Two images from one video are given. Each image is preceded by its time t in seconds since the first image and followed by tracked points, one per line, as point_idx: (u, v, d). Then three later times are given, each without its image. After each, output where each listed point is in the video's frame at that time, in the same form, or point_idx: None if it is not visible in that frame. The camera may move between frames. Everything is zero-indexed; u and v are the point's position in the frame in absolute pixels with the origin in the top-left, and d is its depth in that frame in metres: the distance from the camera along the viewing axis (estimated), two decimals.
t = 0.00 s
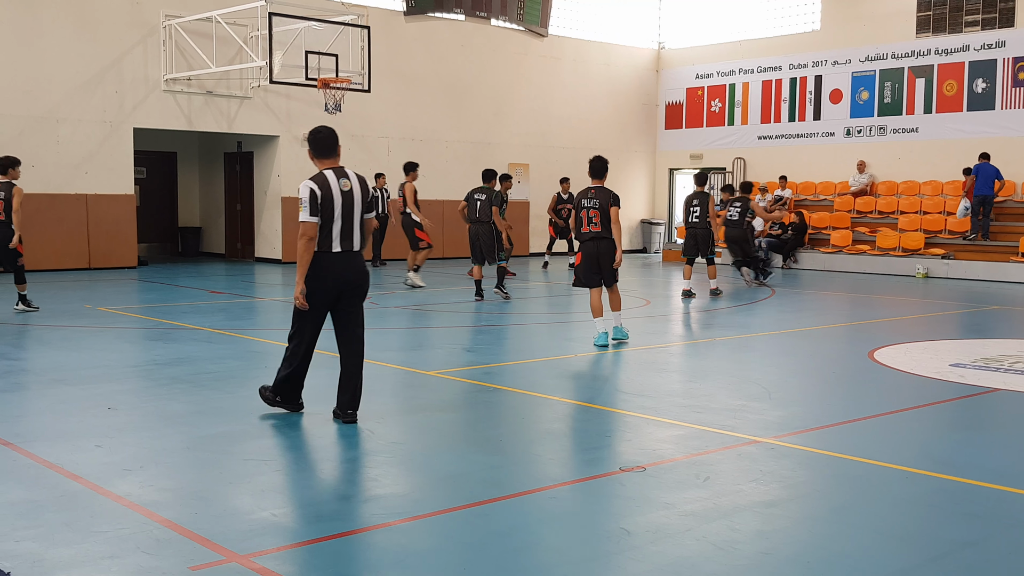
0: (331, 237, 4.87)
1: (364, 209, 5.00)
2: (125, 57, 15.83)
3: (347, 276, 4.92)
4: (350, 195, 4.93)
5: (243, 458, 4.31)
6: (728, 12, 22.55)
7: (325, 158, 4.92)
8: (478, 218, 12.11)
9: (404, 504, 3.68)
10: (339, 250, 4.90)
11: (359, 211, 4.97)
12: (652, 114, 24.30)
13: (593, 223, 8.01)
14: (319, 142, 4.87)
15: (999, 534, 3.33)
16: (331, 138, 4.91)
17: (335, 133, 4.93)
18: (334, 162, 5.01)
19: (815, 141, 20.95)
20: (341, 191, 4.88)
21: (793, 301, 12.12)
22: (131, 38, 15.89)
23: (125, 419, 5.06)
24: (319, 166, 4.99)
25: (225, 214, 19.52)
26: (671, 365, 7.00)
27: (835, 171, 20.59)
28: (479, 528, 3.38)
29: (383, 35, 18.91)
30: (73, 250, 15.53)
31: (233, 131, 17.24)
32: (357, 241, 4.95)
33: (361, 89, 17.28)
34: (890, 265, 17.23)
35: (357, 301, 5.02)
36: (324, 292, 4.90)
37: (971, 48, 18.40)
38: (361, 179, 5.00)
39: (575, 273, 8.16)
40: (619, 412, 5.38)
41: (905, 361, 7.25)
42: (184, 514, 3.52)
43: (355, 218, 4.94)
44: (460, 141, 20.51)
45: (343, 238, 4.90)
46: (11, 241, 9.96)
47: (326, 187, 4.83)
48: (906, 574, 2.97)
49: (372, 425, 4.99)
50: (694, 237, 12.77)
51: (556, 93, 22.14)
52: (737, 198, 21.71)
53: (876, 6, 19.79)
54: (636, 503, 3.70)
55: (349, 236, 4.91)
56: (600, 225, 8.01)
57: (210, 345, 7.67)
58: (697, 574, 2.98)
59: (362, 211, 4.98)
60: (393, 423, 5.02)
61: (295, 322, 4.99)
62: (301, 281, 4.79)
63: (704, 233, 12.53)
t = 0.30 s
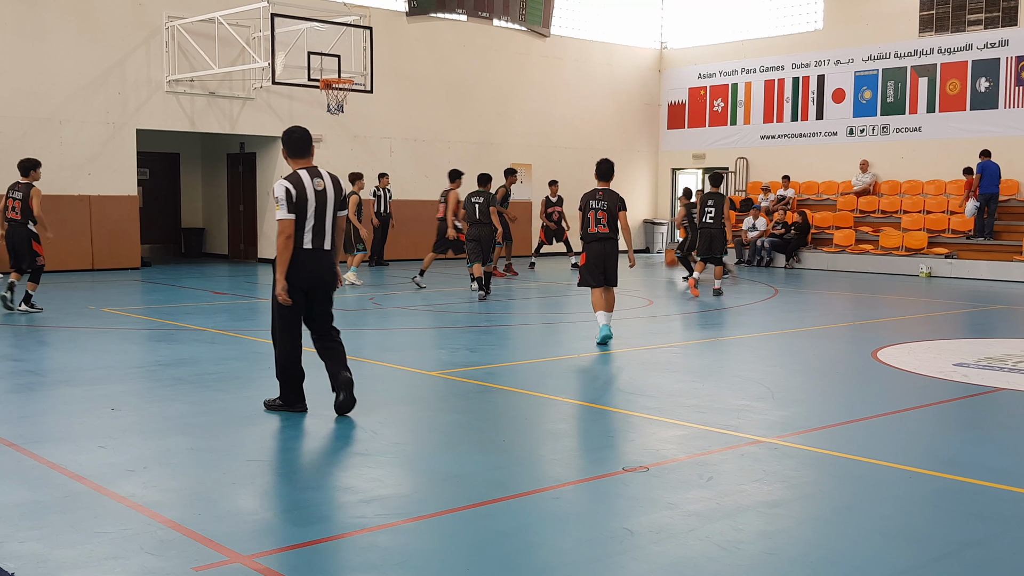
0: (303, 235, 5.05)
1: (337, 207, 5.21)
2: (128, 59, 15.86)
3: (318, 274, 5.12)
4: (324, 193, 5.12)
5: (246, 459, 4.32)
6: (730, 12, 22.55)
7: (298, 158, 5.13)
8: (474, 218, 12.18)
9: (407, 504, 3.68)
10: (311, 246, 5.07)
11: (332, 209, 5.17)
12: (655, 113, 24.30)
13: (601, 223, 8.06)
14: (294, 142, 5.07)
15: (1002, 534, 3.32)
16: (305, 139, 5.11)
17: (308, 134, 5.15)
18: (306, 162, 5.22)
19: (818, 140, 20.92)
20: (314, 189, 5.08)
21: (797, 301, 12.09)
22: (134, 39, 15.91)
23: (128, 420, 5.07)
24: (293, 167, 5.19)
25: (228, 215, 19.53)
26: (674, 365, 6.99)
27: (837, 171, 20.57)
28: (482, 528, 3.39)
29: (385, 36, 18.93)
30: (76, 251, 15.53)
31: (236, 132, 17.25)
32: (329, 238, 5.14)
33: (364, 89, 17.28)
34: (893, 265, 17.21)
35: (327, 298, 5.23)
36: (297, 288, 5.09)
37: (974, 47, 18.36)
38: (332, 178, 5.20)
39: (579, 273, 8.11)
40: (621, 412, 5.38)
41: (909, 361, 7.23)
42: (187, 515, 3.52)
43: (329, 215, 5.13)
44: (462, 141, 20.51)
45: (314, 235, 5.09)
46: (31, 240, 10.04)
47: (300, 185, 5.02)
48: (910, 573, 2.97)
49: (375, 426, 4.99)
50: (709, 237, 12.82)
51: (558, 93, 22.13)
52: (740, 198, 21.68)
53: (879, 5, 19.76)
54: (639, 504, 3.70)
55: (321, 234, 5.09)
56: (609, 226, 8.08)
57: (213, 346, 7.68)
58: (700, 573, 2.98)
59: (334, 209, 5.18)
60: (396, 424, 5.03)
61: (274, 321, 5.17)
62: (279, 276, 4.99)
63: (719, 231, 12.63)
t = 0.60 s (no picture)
0: (286, 234, 5.13)
1: (320, 207, 5.27)
2: (131, 60, 15.88)
3: (306, 271, 5.21)
4: (305, 193, 5.20)
5: (249, 460, 4.32)
6: (732, 12, 22.54)
7: (285, 157, 5.23)
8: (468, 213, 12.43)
9: (410, 504, 3.68)
10: (295, 245, 5.16)
11: (314, 209, 5.23)
12: (658, 113, 24.29)
13: (608, 222, 8.19)
14: (282, 142, 5.19)
15: (1006, 534, 3.31)
16: (293, 138, 5.22)
17: (297, 135, 5.26)
18: (295, 162, 5.30)
19: (822, 140, 20.88)
20: (296, 189, 5.16)
21: (800, 301, 12.07)
22: (136, 40, 15.93)
23: (132, 421, 5.07)
24: (281, 165, 5.30)
25: (231, 215, 19.52)
26: (677, 365, 6.98)
27: (840, 171, 20.55)
28: (485, 528, 3.39)
29: (388, 36, 18.94)
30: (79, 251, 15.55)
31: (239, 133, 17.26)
32: (312, 238, 5.21)
33: (367, 90, 17.28)
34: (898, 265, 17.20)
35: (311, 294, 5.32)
36: (284, 284, 5.16)
37: (977, 47, 18.33)
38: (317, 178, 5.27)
39: (582, 269, 8.20)
40: (624, 412, 5.38)
41: (914, 361, 7.21)
42: (191, 515, 3.53)
43: (310, 216, 5.20)
44: (465, 142, 20.51)
45: (298, 234, 5.16)
46: (38, 239, 10.00)
47: (279, 184, 5.13)
48: (915, 573, 2.96)
49: (378, 426, 4.99)
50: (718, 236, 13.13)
51: (561, 93, 22.13)
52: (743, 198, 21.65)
53: (883, 4, 19.73)
54: (642, 504, 3.70)
55: (304, 234, 5.17)
56: (614, 224, 8.23)
57: (215, 347, 7.68)
58: (703, 573, 2.97)
59: (317, 209, 5.25)
60: (399, 424, 5.03)
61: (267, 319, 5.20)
62: (239, 265, 5.21)
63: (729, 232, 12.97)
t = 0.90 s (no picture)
0: (275, 236, 5.19)
1: (310, 211, 5.34)
2: (134, 60, 15.89)
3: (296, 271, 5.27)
4: (294, 197, 5.27)
5: (252, 460, 4.31)
6: (734, 12, 22.53)
7: (277, 161, 5.26)
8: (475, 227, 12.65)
9: (413, 504, 3.68)
10: (284, 247, 5.21)
11: (303, 212, 5.30)
12: (660, 113, 24.28)
13: (601, 224, 8.27)
14: (275, 147, 5.21)
15: (1010, 534, 3.30)
16: (284, 143, 5.23)
17: (291, 139, 5.27)
18: (286, 166, 5.35)
19: (824, 140, 20.87)
20: (284, 194, 5.22)
21: (803, 301, 12.05)
22: (140, 41, 15.95)
23: (135, 421, 5.07)
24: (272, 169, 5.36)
25: (233, 216, 19.52)
26: (680, 365, 6.97)
27: (843, 171, 20.53)
28: (489, 528, 3.39)
29: (390, 37, 18.96)
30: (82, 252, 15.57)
31: (242, 134, 17.28)
32: (301, 238, 5.26)
33: (369, 91, 17.30)
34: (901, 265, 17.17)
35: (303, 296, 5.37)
36: (274, 286, 5.22)
37: (980, 46, 18.31)
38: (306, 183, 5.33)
39: (575, 271, 8.37)
40: (626, 411, 5.38)
41: (917, 361, 7.19)
42: (193, 515, 3.53)
43: (298, 219, 5.26)
44: (468, 142, 20.51)
45: (287, 237, 5.23)
46: (50, 237, 10.07)
47: (268, 188, 5.20)
48: (918, 574, 2.95)
49: (381, 426, 4.99)
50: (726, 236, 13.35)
51: (563, 93, 22.12)
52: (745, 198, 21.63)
53: (885, 4, 19.72)
54: (645, 504, 3.69)
55: (292, 236, 5.23)
56: (607, 226, 8.30)
57: (218, 347, 7.68)
58: (707, 574, 2.97)
59: (306, 213, 5.31)
60: (402, 424, 5.02)
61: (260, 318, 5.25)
62: (231, 265, 5.24)
63: (737, 232, 13.19)
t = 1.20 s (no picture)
0: (267, 234, 5.39)
1: (303, 208, 5.52)
2: (135, 61, 15.91)
3: (287, 268, 5.47)
4: (287, 196, 5.43)
5: (253, 460, 4.33)
6: (734, 13, 22.55)
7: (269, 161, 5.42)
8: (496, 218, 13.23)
9: (414, 504, 3.70)
10: (275, 244, 5.42)
11: (296, 210, 5.48)
12: (660, 114, 24.30)
13: (579, 222, 8.61)
14: (267, 147, 5.38)
15: (1008, 534, 3.32)
16: (276, 143, 5.41)
17: (282, 139, 5.43)
18: (278, 165, 5.53)
19: (824, 140, 20.90)
20: (278, 192, 5.39)
21: (802, 301, 12.07)
22: (141, 42, 15.96)
23: (137, 421, 5.09)
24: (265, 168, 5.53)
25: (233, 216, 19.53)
26: (680, 365, 6.98)
27: (842, 171, 20.57)
28: (489, 528, 3.41)
29: (390, 37, 18.98)
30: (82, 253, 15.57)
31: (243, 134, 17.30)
32: (293, 236, 5.47)
33: (370, 91, 17.32)
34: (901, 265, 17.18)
35: (296, 291, 5.56)
36: (266, 282, 5.45)
37: (978, 47, 18.34)
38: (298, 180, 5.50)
39: (556, 267, 8.79)
40: (626, 411, 5.40)
41: (916, 361, 7.21)
42: (195, 515, 3.55)
43: (291, 217, 5.45)
44: (468, 142, 20.52)
45: (279, 234, 5.43)
46: (56, 237, 10.09)
47: (262, 188, 5.35)
48: (917, 573, 2.97)
49: (381, 426, 5.01)
50: (733, 236, 13.52)
51: (563, 94, 22.14)
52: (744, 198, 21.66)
53: (884, 5, 19.74)
54: (644, 503, 3.71)
55: (285, 233, 5.43)
56: (586, 224, 8.64)
57: (219, 347, 7.69)
58: (706, 573, 2.99)
59: (299, 210, 5.49)
60: (402, 424, 5.04)
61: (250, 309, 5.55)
62: (240, 269, 5.33)
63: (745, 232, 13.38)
